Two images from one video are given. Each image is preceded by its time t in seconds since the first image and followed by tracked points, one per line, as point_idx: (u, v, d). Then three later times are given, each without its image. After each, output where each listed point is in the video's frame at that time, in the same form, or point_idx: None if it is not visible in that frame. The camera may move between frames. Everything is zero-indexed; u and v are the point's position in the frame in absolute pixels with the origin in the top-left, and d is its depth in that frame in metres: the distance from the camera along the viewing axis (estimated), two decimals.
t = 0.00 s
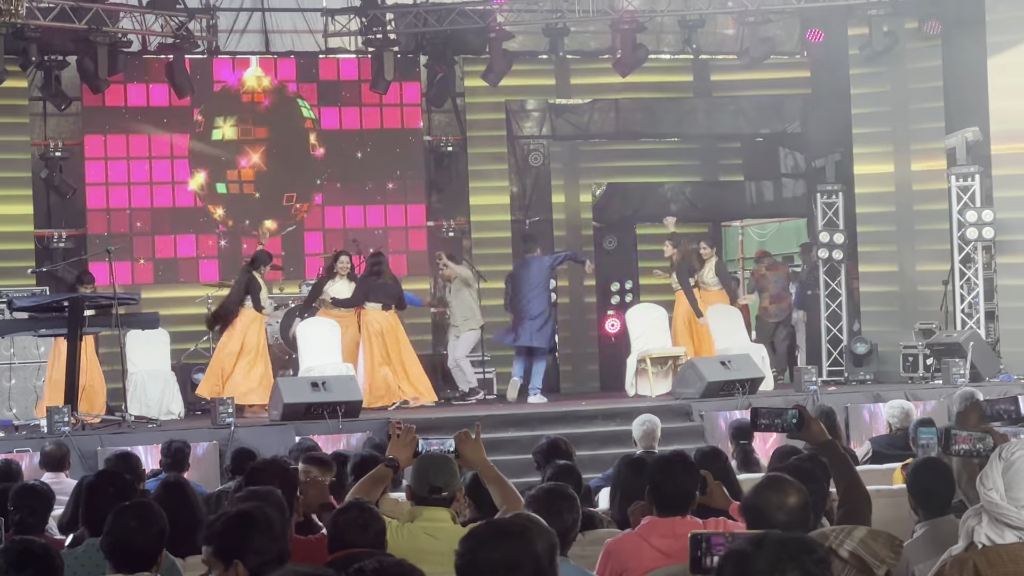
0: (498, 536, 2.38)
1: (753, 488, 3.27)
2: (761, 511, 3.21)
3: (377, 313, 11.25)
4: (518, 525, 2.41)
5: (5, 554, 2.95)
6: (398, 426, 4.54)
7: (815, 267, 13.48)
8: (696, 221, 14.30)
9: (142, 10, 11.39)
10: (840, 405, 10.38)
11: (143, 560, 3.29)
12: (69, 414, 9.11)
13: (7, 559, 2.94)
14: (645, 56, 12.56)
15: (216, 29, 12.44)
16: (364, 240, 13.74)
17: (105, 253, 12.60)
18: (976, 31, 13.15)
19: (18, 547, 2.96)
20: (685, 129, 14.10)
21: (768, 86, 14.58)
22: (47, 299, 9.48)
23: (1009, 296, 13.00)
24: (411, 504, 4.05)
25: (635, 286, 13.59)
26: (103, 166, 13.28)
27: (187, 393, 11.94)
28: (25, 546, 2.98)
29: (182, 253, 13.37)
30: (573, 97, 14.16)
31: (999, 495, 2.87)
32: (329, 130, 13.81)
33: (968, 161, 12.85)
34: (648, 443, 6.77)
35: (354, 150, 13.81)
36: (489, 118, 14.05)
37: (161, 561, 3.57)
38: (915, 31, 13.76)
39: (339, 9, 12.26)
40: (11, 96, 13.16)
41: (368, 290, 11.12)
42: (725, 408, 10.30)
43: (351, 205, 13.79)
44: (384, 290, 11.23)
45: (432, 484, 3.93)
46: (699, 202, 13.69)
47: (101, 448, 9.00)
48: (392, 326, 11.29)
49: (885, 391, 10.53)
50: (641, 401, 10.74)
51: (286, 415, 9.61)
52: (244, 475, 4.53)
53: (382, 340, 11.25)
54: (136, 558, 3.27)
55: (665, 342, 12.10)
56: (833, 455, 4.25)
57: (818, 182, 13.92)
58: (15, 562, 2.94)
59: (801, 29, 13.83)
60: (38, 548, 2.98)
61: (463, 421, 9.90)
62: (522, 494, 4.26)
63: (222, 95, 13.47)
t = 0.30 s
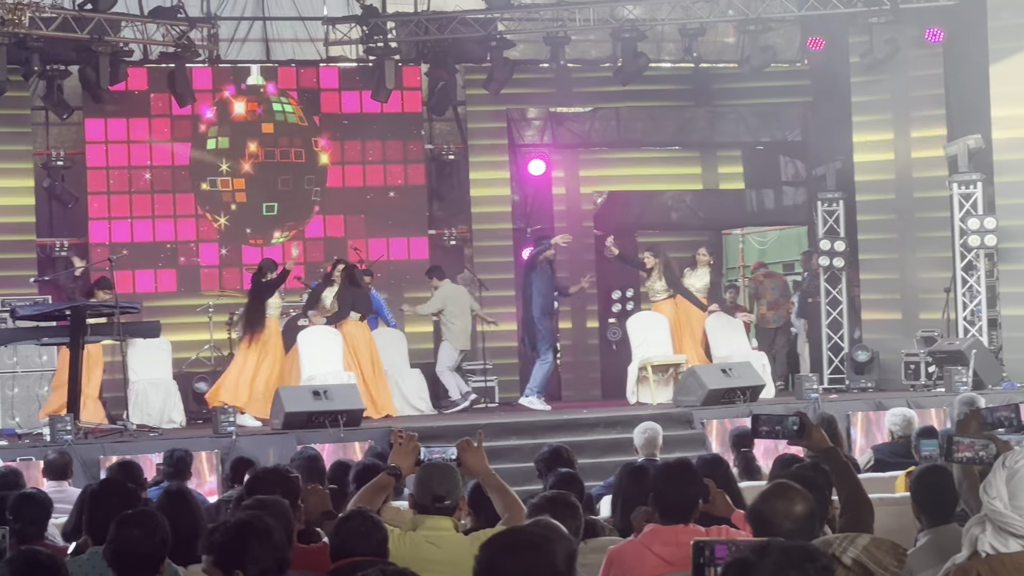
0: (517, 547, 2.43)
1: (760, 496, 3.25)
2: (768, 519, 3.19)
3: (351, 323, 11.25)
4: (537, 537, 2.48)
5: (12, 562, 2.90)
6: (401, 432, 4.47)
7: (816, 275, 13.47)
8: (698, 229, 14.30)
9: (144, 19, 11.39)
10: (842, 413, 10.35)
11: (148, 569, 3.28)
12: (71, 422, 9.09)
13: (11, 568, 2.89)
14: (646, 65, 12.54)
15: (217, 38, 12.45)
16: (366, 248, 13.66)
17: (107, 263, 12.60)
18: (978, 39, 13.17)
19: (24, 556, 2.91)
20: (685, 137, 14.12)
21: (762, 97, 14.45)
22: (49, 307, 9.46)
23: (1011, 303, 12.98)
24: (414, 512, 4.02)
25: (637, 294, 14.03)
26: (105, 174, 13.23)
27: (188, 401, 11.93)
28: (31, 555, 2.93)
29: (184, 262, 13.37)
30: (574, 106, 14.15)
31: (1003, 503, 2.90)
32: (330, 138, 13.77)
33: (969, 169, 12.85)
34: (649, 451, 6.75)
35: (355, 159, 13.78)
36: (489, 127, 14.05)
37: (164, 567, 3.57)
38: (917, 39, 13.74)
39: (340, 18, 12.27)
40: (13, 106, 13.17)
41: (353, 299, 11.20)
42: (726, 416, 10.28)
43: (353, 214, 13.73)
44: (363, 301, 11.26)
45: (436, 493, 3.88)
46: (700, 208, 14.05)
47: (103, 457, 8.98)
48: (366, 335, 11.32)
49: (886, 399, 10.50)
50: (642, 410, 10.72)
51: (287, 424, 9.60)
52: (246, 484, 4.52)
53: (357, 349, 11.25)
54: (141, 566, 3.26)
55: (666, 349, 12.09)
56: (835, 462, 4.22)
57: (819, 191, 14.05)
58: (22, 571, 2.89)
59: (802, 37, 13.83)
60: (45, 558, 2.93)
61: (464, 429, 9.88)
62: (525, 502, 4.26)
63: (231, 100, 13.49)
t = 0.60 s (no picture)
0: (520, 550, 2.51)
1: (758, 499, 3.24)
2: (765, 524, 3.17)
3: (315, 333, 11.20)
4: (545, 544, 2.53)
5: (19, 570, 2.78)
6: (398, 438, 4.49)
7: (814, 279, 13.47)
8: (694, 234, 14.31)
9: (139, 23, 11.38)
10: (839, 417, 10.34)
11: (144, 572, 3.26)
12: (67, 427, 9.05)
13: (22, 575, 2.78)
14: (643, 69, 12.52)
15: (213, 43, 12.44)
16: (362, 254, 13.66)
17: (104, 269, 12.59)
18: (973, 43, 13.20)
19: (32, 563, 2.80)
20: (682, 142, 14.14)
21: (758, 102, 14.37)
22: (45, 313, 9.44)
23: (1008, 308, 12.97)
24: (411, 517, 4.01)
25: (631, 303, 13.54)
26: (102, 178, 13.14)
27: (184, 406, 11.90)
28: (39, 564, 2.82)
29: (181, 267, 13.33)
30: (571, 110, 14.14)
31: (1000, 507, 2.89)
32: (327, 144, 13.78)
33: (966, 173, 12.85)
34: (646, 456, 6.73)
35: (352, 163, 13.80)
36: (486, 132, 14.05)
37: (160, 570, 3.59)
38: (914, 43, 13.75)
39: (336, 22, 12.26)
40: (9, 111, 13.15)
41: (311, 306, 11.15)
42: (724, 421, 10.27)
43: (349, 220, 13.72)
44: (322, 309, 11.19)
45: (432, 498, 3.87)
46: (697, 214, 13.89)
47: (99, 462, 8.96)
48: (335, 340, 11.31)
49: (884, 403, 10.48)
50: (638, 415, 10.69)
51: (284, 430, 9.59)
52: (242, 489, 4.51)
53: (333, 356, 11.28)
54: (138, 570, 3.24)
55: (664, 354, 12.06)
56: (831, 467, 4.24)
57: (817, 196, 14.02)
58: None
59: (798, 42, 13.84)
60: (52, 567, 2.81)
61: (461, 434, 9.85)
62: (521, 507, 4.25)
63: (228, 108, 13.51)
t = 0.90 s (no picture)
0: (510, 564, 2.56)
1: (748, 506, 3.23)
2: (756, 530, 3.17)
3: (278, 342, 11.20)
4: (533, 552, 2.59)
5: None
6: (389, 443, 4.41)
7: (805, 286, 13.49)
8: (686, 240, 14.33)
9: (130, 30, 11.37)
10: (830, 424, 10.35)
11: None
12: (57, 435, 9.01)
13: None
14: (634, 76, 12.55)
15: (204, 50, 12.44)
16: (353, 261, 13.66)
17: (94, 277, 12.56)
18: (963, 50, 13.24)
19: None
20: (673, 149, 14.14)
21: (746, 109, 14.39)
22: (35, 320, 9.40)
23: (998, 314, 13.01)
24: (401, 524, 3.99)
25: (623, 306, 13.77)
26: (91, 187, 13.18)
27: (175, 414, 11.86)
28: None
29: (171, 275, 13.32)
30: (561, 117, 14.14)
31: (989, 513, 2.90)
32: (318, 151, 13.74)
33: (956, 180, 12.88)
34: (637, 462, 6.72)
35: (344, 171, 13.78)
36: (477, 139, 14.06)
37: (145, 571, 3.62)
38: (904, 50, 13.80)
39: (327, 30, 12.27)
40: None
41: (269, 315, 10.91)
42: (715, 428, 10.28)
43: (341, 227, 13.71)
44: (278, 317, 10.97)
45: (422, 505, 3.84)
46: (688, 221, 14.41)
47: (90, 470, 8.92)
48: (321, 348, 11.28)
49: (875, 410, 10.49)
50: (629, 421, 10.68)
51: (276, 436, 9.56)
52: (232, 497, 4.49)
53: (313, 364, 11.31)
54: None
55: (654, 361, 12.06)
56: (821, 473, 4.18)
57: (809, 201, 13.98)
58: None
59: (789, 49, 13.89)
60: None
61: (452, 441, 9.84)
62: (513, 514, 4.24)
63: (212, 117, 13.43)
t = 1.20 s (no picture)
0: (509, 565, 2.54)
1: (748, 508, 3.21)
2: (756, 532, 3.15)
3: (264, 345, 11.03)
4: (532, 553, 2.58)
5: None
6: (388, 447, 4.43)
7: (803, 290, 13.49)
8: (685, 244, 14.34)
9: (128, 33, 11.35)
10: (829, 427, 10.34)
11: None
12: (56, 439, 8.99)
13: None
14: (632, 79, 12.55)
15: (203, 53, 12.43)
16: (351, 264, 13.67)
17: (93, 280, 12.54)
18: (961, 54, 13.25)
19: None
20: (671, 152, 14.12)
21: (751, 109, 14.53)
22: (34, 324, 9.39)
23: (997, 317, 13.00)
24: (400, 526, 3.98)
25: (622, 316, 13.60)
26: (89, 191, 13.21)
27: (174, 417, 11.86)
28: None
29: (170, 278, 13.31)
30: (560, 120, 14.15)
31: (989, 516, 2.91)
32: (315, 154, 13.75)
33: (954, 183, 12.87)
34: (636, 465, 6.71)
35: (342, 175, 13.78)
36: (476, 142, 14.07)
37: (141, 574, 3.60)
38: (903, 53, 13.81)
39: (324, 33, 12.27)
40: None
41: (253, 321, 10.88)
42: (714, 431, 10.27)
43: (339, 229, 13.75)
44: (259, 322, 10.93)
45: (421, 508, 3.84)
46: (687, 224, 14.06)
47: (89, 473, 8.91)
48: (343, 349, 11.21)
49: (874, 413, 10.48)
50: (628, 425, 10.66)
51: (274, 440, 9.55)
52: (230, 500, 4.47)
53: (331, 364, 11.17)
54: None
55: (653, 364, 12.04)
56: (820, 476, 4.21)
57: (805, 205, 14.13)
58: None
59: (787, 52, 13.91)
60: None
61: (452, 444, 9.83)
62: (513, 517, 4.22)
63: (206, 117, 13.46)
